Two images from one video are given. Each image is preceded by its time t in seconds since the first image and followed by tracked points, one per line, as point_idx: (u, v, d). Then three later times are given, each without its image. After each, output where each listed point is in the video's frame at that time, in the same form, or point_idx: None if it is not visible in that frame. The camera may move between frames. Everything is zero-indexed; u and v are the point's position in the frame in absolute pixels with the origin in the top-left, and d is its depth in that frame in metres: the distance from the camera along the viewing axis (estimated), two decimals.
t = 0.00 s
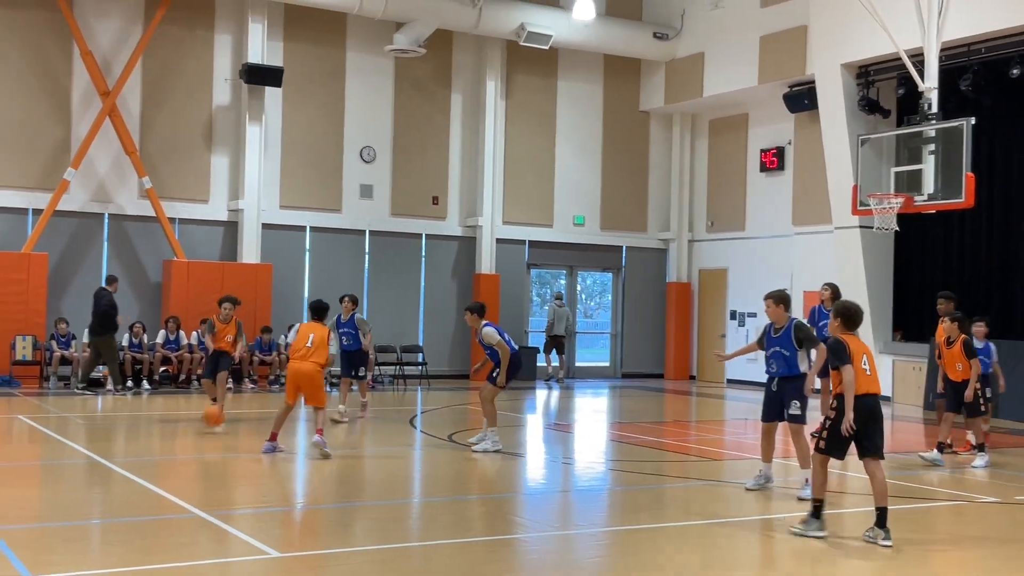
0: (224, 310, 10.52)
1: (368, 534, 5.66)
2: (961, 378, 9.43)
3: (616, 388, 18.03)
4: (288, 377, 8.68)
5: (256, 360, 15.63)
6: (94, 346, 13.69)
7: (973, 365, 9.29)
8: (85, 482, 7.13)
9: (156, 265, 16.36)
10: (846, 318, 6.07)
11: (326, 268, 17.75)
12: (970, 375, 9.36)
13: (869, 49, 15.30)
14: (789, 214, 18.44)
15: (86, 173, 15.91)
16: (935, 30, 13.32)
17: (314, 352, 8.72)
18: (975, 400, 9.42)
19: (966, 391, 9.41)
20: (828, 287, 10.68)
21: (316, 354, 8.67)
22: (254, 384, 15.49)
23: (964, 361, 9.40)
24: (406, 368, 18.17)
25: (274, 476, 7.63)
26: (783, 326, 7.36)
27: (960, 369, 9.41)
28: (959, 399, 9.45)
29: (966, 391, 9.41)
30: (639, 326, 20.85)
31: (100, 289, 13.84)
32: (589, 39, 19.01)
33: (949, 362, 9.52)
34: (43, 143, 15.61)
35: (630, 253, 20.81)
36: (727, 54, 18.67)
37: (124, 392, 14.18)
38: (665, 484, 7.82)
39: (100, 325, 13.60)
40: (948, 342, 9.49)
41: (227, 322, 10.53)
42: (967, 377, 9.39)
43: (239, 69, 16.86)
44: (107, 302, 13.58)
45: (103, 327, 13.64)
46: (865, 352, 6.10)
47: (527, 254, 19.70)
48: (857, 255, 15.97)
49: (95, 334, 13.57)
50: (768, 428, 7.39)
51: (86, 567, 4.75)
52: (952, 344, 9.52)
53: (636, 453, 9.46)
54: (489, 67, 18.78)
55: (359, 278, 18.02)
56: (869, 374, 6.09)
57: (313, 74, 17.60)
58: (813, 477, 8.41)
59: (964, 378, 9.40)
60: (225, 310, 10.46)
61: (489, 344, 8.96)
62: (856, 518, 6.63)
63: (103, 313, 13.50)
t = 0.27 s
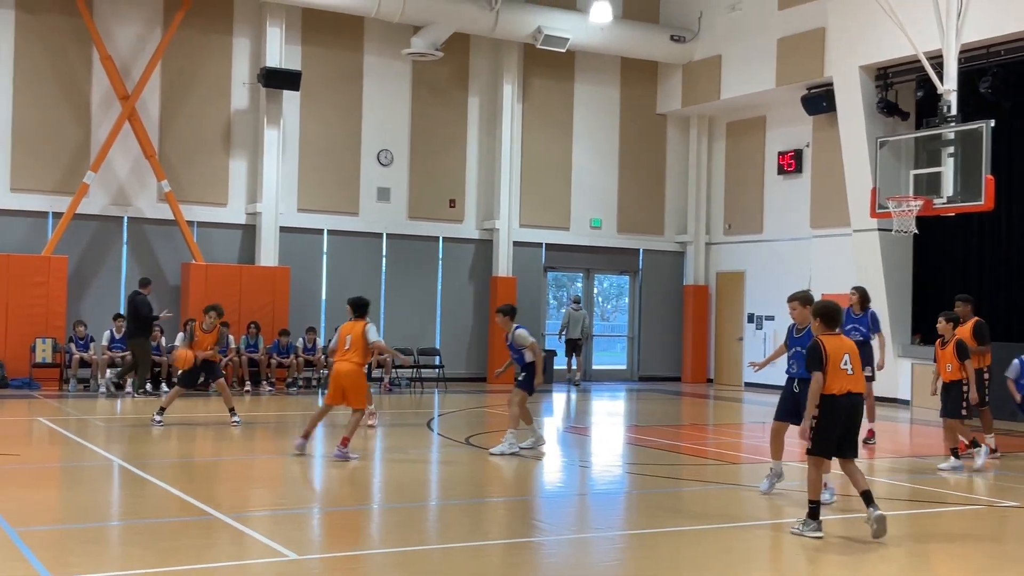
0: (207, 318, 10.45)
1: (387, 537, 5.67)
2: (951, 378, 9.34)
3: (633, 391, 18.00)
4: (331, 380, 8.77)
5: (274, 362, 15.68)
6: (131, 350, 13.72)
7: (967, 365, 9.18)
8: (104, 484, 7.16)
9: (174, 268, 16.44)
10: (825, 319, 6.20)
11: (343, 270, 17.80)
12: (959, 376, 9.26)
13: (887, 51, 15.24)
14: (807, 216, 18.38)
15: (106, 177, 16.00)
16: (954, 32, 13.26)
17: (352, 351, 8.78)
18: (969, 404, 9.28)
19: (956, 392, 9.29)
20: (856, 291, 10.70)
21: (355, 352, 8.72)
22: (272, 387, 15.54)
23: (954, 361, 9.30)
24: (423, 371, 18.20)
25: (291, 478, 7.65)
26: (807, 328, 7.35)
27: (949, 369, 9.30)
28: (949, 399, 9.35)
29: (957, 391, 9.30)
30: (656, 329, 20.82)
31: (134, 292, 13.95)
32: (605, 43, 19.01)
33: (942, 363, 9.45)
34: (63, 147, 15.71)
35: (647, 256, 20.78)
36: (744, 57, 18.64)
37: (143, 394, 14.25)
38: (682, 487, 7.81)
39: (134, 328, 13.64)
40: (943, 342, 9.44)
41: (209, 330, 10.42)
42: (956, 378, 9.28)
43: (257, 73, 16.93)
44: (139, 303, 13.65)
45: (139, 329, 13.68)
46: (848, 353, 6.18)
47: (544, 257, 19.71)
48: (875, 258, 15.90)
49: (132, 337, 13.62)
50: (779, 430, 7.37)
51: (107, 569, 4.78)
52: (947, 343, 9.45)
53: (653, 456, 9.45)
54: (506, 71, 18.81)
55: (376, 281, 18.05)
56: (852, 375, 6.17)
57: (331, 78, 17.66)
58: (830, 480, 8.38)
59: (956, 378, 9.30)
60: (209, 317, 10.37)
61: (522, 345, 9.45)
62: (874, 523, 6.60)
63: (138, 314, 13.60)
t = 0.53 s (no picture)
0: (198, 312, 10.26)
1: (404, 539, 5.67)
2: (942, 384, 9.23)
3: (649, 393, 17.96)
4: (378, 377, 8.86)
5: (291, 365, 15.73)
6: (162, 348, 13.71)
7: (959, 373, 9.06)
8: (122, 486, 7.19)
9: (192, 271, 16.51)
10: (829, 321, 6.24)
11: (360, 273, 17.84)
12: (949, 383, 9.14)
13: (905, 53, 15.18)
14: (824, 219, 18.32)
15: (124, 180, 16.08)
16: (973, 33, 13.20)
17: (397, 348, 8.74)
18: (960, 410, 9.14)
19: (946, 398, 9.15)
20: (882, 294, 10.71)
21: (395, 351, 8.67)
22: (289, 389, 15.58)
23: (946, 368, 9.18)
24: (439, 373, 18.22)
25: (308, 481, 7.67)
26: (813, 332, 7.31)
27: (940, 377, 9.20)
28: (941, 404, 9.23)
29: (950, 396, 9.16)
30: (672, 332, 20.77)
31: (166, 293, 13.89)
32: (622, 45, 19.00)
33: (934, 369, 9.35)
34: (82, 151, 15.80)
35: (664, 259, 20.74)
36: (761, 59, 18.59)
37: (162, 396, 14.31)
38: (699, 490, 7.79)
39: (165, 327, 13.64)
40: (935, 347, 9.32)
41: (204, 323, 10.21)
42: (947, 384, 9.16)
43: (274, 76, 16.99)
44: (172, 305, 13.58)
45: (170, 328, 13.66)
46: (849, 357, 6.16)
47: (560, 259, 19.70)
48: (892, 260, 15.83)
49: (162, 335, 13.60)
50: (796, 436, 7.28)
51: (125, 571, 4.80)
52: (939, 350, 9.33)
53: (669, 459, 9.43)
54: (522, 73, 18.82)
55: (393, 284, 18.08)
56: (851, 378, 6.15)
57: (348, 81, 17.71)
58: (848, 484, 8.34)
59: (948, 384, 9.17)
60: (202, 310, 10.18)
61: (557, 336, 9.55)
62: (893, 527, 6.56)
63: (170, 314, 13.56)
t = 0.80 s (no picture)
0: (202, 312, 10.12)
1: (415, 542, 5.67)
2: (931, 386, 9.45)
3: (661, 396, 17.94)
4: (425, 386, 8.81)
5: (303, 367, 15.76)
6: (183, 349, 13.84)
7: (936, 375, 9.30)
8: (135, 488, 7.23)
9: (204, 273, 16.56)
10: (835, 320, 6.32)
11: (371, 275, 17.86)
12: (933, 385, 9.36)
13: (917, 55, 15.13)
14: (836, 221, 18.27)
15: (136, 183, 16.14)
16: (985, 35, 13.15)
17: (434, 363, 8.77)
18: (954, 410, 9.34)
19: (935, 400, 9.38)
20: (896, 296, 10.64)
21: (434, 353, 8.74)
22: (300, 392, 15.61)
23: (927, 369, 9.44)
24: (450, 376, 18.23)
25: (320, 483, 7.69)
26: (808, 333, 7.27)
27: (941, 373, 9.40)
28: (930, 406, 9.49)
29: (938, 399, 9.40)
30: (684, 334, 20.75)
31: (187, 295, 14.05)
32: (633, 47, 18.98)
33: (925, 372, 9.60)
34: (95, 154, 15.87)
35: (675, 261, 20.72)
36: (773, 61, 18.56)
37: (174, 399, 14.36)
38: (710, 493, 7.77)
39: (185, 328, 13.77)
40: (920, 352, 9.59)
41: (206, 324, 10.08)
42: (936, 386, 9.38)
43: (286, 79, 17.04)
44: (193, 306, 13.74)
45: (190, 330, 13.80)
46: (855, 355, 6.21)
47: (571, 262, 19.70)
48: (905, 262, 15.79)
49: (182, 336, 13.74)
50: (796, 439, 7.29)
51: (136, 572, 4.82)
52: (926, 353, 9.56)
53: (681, 462, 9.42)
54: (533, 76, 18.83)
55: (404, 286, 18.10)
56: (857, 376, 6.20)
57: (359, 84, 17.74)
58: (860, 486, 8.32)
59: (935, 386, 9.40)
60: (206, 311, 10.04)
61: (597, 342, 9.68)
62: (906, 529, 6.53)
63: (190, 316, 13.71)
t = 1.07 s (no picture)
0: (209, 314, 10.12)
1: (425, 544, 5.67)
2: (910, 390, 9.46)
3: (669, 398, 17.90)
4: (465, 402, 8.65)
5: (312, 369, 15.78)
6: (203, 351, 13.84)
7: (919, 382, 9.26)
8: (145, 490, 7.25)
9: (213, 275, 16.59)
10: (816, 327, 6.49)
11: (380, 278, 17.87)
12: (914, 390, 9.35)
13: (927, 56, 15.09)
14: (845, 223, 18.23)
15: (146, 186, 16.18)
16: (995, 36, 13.12)
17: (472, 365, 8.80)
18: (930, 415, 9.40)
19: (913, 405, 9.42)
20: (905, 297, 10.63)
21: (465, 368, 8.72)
22: (309, 394, 15.63)
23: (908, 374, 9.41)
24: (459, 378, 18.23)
25: (330, 485, 7.69)
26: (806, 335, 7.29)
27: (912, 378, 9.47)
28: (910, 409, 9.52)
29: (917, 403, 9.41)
30: (693, 337, 20.71)
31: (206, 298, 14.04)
32: (642, 49, 18.97)
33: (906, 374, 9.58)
34: (105, 156, 15.92)
35: (684, 263, 20.69)
36: (782, 63, 18.53)
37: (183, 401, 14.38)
38: (719, 496, 7.74)
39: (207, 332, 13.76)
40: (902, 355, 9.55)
41: (210, 327, 10.06)
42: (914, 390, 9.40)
43: (295, 82, 17.07)
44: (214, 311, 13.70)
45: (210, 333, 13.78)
46: (839, 358, 6.41)
47: (580, 264, 19.68)
48: (914, 265, 15.74)
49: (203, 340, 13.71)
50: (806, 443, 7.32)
51: (147, 573, 4.83)
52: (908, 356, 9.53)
53: (690, 465, 9.40)
54: (542, 78, 18.83)
55: (413, 289, 18.11)
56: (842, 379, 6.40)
57: (368, 86, 17.76)
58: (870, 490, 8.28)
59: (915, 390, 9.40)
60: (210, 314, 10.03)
61: (641, 338, 9.84)
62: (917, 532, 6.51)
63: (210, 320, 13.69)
